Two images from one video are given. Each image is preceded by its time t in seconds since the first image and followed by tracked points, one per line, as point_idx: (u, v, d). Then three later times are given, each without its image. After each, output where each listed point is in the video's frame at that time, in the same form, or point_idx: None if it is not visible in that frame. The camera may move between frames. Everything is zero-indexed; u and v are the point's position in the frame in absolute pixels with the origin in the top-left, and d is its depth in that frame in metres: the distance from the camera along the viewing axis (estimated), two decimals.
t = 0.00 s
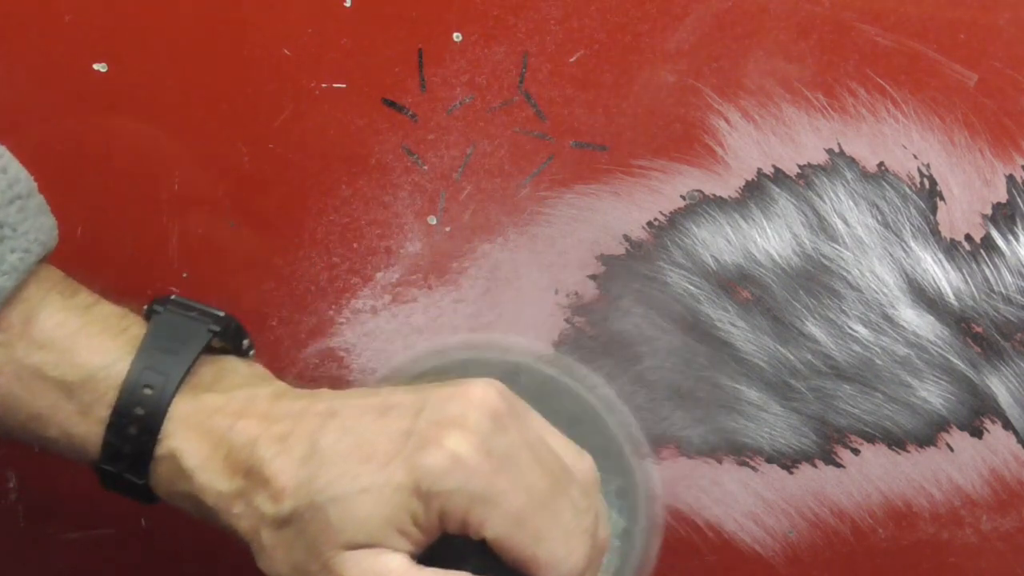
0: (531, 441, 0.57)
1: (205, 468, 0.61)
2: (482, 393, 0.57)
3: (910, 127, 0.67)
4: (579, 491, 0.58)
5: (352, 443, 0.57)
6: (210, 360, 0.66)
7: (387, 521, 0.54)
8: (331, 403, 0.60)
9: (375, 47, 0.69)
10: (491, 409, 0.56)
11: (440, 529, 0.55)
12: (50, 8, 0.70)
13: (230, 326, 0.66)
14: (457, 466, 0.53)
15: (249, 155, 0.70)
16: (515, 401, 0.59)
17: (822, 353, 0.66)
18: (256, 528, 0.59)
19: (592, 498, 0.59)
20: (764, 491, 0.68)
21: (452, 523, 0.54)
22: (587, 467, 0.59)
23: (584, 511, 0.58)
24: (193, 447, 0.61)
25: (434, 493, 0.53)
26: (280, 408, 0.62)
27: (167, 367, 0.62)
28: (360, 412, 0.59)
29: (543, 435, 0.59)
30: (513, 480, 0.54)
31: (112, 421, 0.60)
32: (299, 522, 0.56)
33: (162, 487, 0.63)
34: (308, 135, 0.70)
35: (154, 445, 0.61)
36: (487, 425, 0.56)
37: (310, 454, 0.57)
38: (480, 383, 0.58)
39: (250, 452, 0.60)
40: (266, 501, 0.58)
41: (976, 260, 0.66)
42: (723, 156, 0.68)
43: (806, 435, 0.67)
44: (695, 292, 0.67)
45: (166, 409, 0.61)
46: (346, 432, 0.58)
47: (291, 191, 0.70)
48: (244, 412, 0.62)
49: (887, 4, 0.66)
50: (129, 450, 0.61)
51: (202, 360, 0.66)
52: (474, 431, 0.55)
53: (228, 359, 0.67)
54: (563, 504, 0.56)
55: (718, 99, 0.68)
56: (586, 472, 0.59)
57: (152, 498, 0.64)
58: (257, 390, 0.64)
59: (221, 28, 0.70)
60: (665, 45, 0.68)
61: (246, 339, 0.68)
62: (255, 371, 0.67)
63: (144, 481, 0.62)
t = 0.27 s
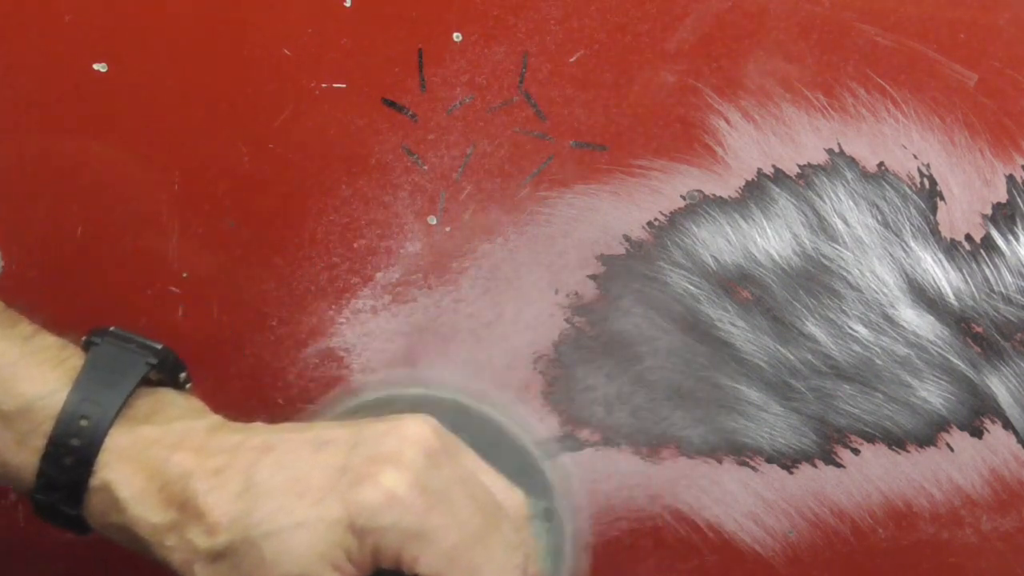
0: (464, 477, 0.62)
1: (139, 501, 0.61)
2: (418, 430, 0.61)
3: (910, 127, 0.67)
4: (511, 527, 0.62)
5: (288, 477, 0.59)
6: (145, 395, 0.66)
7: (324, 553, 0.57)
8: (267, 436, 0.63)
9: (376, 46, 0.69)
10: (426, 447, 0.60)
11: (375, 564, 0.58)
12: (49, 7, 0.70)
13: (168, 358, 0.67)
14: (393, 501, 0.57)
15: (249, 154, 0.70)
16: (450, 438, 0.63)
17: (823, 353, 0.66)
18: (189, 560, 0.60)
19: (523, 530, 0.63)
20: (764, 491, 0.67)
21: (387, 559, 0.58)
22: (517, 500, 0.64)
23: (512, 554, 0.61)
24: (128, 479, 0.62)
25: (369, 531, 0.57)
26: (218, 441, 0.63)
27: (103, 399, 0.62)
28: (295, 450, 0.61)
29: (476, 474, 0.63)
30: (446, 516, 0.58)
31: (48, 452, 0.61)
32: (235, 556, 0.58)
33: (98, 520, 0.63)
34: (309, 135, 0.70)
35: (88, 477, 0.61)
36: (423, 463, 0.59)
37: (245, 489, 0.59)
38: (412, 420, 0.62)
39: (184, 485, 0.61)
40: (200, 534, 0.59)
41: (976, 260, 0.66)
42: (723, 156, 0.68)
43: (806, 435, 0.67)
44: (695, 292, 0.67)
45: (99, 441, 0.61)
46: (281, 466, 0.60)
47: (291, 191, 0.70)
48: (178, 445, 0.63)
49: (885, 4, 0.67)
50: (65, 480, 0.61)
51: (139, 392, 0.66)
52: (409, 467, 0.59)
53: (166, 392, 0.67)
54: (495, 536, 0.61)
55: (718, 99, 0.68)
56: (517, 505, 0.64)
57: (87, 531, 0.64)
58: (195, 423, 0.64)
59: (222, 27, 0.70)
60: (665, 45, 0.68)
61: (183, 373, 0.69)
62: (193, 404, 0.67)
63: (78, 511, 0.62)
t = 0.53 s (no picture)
0: (451, 329, 0.62)
1: (128, 390, 0.60)
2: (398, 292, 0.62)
3: (910, 127, 0.67)
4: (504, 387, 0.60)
5: (274, 359, 0.59)
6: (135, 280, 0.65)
7: (319, 416, 0.56)
8: (251, 317, 0.62)
9: (376, 47, 0.69)
10: (407, 308, 0.61)
11: (371, 415, 0.58)
12: (50, 7, 0.71)
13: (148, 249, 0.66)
14: (379, 356, 0.58)
15: (249, 155, 0.70)
16: (435, 304, 0.63)
17: (822, 353, 0.66)
18: (188, 443, 0.60)
19: (521, 396, 0.61)
20: (764, 491, 0.67)
21: (383, 400, 0.59)
22: (518, 360, 0.62)
23: (498, 437, 0.59)
24: (121, 369, 0.60)
25: (361, 373, 0.58)
26: (211, 324, 0.62)
27: (82, 290, 0.61)
28: (289, 321, 0.61)
29: (463, 332, 0.62)
30: (434, 364, 0.60)
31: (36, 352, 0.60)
32: (230, 428, 0.58)
33: (101, 413, 0.62)
34: (309, 135, 0.70)
35: (79, 370, 0.60)
36: (399, 335, 0.59)
37: (232, 368, 0.59)
38: (399, 283, 0.63)
39: (176, 372, 0.60)
40: (200, 409, 0.59)
41: (976, 260, 0.66)
42: (723, 156, 0.68)
43: (806, 435, 0.67)
44: (696, 292, 0.67)
45: (87, 334, 0.60)
46: (275, 335, 0.60)
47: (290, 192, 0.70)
48: (163, 332, 0.62)
49: (884, 5, 0.67)
50: (49, 377, 0.60)
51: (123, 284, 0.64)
52: (397, 337, 0.59)
53: (155, 280, 0.66)
54: (494, 392, 0.60)
55: (718, 99, 0.68)
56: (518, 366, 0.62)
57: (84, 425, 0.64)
58: (184, 311, 0.63)
59: (222, 27, 0.70)
60: (665, 44, 0.68)
61: (166, 263, 0.68)
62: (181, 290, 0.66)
63: (71, 404, 0.61)
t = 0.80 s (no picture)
0: (577, 120, 0.55)
1: (245, 205, 0.57)
2: (509, 71, 0.55)
3: (910, 127, 0.67)
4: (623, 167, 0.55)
5: (387, 136, 0.53)
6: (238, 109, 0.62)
7: (438, 193, 0.51)
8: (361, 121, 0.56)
9: (376, 46, 0.69)
10: (526, 81, 0.55)
11: (491, 199, 0.53)
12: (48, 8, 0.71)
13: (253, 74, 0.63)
14: (495, 121, 0.52)
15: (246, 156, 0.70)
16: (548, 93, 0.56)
17: (823, 353, 0.66)
18: (308, 249, 0.56)
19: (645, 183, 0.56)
20: (764, 492, 0.67)
21: (502, 180, 0.52)
22: (640, 158, 0.58)
23: (620, 207, 0.53)
24: (234, 187, 0.57)
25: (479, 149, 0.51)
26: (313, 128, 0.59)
27: (192, 114, 0.58)
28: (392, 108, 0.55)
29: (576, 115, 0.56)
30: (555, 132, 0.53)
31: (147, 179, 0.57)
32: (350, 223, 0.53)
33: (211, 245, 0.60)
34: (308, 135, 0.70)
35: (191, 195, 0.57)
36: (525, 90, 0.54)
37: (351, 156, 0.54)
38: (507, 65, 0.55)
39: (290, 178, 0.56)
40: (316, 218, 0.55)
41: (976, 260, 0.66)
42: (722, 156, 0.68)
43: (806, 435, 0.66)
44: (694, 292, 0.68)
45: (196, 158, 0.57)
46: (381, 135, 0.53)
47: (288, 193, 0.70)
48: (274, 147, 0.58)
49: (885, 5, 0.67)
50: (169, 203, 0.58)
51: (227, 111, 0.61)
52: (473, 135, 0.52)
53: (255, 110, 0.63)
54: (611, 171, 0.54)
55: (718, 99, 0.68)
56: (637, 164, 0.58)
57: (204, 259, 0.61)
58: (288, 126, 0.59)
59: (222, 28, 0.70)
60: (667, 43, 0.68)
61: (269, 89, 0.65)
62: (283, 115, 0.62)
63: (190, 232, 0.59)
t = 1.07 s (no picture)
0: (536, 171, 0.57)
1: (209, 251, 0.61)
2: (474, 122, 0.57)
3: (910, 127, 0.67)
4: (586, 219, 0.57)
5: (355, 185, 0.56)
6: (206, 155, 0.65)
7: (402, 241, 0.54)
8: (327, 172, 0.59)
9: (376, 47, 0.69)
10: (490, 134, 0.56)
11: (455, 249, 0.56)
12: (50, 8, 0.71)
13: (218, 122, 0.66)
14: (459, 174, 0.55)
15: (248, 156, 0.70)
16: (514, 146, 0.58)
17: (823, 353, 0.66)
18: (271, 297, 0.59)
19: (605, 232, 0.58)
20: (764, 492, 0.67)
21: (464, 231, 0.55)
22: (601, 209, 0.59)
23: (579, 255, 0.56)
24: (196, 232, 0.61)
25: (444, 202, 0.54)
26: (280, 179, 0.62)
27: (156, 161, 0.62)
28: (361, 161, 0.58)
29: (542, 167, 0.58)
30: (516, 186, 0.55)
31: (113, 222, 0.61)
32: (315, 269, 0.56)
33: (171, 287, 0.63)
34: (309, 135, 0.70)
35: (154, 238, 0.61)
36: (489, 141, 0.56)
37: (315, 206, 0.57)
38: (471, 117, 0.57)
39: (254, 226, 0.60)
40: (277, 264, 0.58)
41: (976, 260, 0.66)
42: (722, 156, 0.68)
43: (806, 435, 0.66)
44: (694, 291, 0.68)
45: (160, 201, 0.61)
46: (352, 179, 0.57)
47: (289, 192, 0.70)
48: (243, 192, 0.62)
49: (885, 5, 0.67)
50: (130, 247, 0.61)
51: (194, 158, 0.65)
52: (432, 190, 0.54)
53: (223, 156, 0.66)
54: (572, 224, 0.56)
55: (718, 99, 0.68)
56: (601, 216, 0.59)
57: (165, 302, 0.65)
58: (254, 174, 0.63)
59: (223, 27, 0.70)
60: (666, 44, 0.68)
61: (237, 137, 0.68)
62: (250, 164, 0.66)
63: (152, 276, 0.63)
